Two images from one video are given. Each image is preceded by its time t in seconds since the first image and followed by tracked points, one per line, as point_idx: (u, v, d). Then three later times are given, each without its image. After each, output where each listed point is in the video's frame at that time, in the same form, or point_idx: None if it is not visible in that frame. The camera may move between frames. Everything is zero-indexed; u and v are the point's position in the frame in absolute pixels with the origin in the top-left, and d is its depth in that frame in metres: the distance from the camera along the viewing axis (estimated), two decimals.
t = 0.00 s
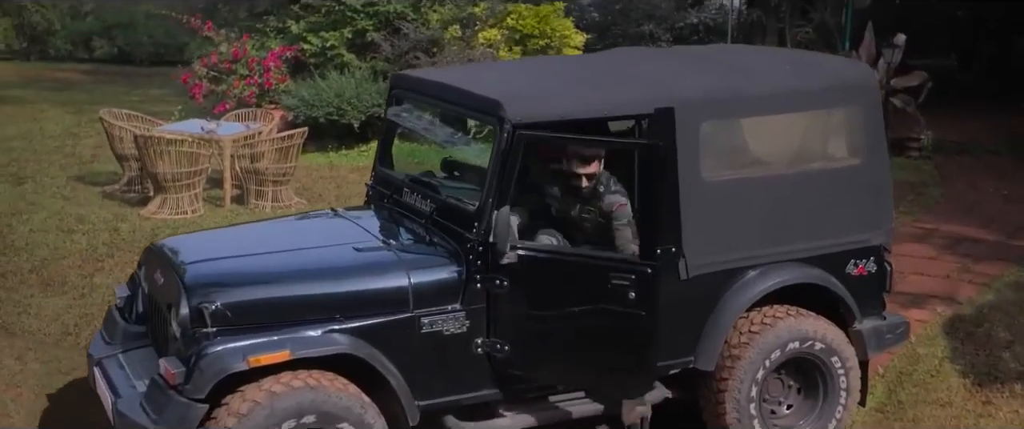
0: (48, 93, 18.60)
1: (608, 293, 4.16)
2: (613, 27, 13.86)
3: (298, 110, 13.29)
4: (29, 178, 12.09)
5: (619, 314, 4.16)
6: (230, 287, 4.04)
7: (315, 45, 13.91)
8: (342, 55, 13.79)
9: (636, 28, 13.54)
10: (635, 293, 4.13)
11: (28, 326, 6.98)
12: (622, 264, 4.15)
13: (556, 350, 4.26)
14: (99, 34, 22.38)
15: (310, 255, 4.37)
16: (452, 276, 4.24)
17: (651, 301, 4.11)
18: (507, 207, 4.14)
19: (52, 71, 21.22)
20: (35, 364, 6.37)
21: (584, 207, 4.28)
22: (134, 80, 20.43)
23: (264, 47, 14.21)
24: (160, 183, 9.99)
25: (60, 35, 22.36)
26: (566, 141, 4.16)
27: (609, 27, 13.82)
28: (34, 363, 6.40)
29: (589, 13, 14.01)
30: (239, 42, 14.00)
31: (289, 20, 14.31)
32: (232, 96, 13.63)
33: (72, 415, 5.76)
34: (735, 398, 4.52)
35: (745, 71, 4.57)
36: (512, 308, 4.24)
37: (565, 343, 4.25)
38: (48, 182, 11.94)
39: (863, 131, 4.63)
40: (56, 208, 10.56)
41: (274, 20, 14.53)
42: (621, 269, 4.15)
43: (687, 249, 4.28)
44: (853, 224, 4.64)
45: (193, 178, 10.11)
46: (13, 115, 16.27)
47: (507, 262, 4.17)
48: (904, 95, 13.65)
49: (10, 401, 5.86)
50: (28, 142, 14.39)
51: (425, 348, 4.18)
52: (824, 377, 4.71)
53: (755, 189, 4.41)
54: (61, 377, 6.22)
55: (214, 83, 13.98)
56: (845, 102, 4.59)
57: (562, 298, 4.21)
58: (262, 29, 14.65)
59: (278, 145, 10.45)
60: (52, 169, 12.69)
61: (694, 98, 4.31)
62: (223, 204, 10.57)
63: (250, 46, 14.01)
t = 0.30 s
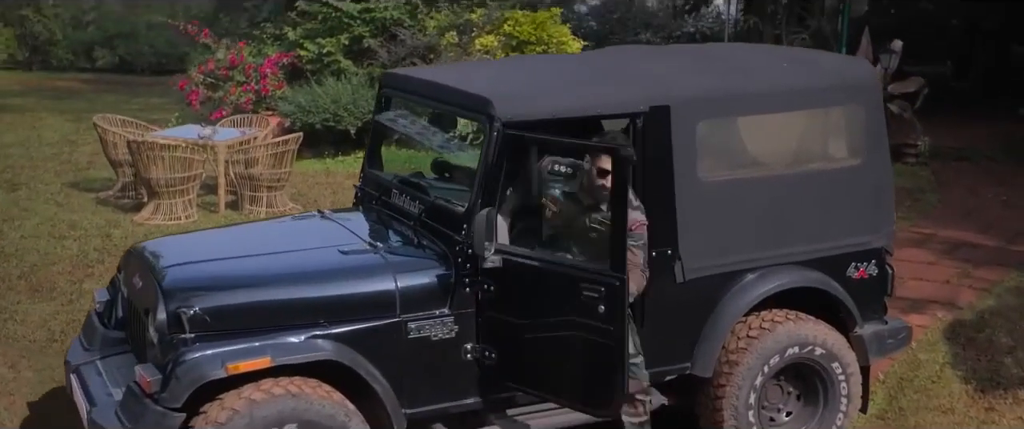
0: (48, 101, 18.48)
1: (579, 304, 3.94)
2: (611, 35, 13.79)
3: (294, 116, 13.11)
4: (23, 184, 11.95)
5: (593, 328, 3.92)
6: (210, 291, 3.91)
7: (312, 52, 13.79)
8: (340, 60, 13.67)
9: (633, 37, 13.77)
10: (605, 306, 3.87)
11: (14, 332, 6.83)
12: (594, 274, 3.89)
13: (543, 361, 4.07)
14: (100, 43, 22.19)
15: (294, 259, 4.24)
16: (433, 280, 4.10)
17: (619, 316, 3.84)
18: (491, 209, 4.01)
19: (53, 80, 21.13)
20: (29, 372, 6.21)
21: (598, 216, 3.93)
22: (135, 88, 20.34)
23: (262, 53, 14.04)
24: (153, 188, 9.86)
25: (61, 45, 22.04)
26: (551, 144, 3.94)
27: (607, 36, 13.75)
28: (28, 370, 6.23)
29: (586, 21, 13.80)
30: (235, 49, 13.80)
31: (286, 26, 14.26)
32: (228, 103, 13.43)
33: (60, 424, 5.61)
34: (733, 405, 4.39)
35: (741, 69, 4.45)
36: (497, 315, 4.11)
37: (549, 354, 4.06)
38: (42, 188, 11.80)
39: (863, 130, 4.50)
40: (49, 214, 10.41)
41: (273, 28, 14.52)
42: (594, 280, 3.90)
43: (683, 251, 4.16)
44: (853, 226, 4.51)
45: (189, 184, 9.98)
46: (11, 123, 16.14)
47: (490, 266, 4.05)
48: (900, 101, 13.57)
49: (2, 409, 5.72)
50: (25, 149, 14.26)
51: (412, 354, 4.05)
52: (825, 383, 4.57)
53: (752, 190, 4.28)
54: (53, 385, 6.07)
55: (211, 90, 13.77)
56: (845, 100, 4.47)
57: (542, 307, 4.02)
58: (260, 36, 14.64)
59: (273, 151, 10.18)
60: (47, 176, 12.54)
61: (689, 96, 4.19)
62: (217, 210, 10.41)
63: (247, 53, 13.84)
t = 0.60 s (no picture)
0: (46, 107, 18.39)
1: (570, 311, 3.88)
2: (606, 41, 13.73)
3: (290, 121, 13.10)
4: (18, 190, 11.88)
5: (583, 334, 3.86)
6: (199, 295, 3.86)
7: (307, 57, 13.67)
8: (335, 66, 13.63)
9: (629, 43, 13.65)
10: (594, 312, 3.81)
11: (5, 337, 6.76)
12: (583, 280, 3.83)
13: (537, 367, 4.02)
14: (99, 50, 22.08)
15: (284, 262, 4.19)
16: (423, 285, 4.05)
17: (607, 321, 3.77)
18: (482, 212, 3.98)
19: (53, 86, 21.04)
20: (23, 378, 6.15)
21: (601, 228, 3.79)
22: (133, 94, 20.27)
23: (258, 59, 13.98)
24: (148, 193, 9.80)
25: (59, 52, 21.81)
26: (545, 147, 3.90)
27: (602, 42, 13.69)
28: (22, 377, 6.17)
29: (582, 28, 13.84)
30: (232, 54, 13.87)
31: (282, 32, 14.17)
32: (224, 108, 13.49)
33: None
34: (729, 410, 4.35)
35: (736, 71, 4.42)
36: (489, 319, 4.07)
37: (540, 360, 4.00)
38: (37, 193, 11.72)
39: (859, 132, 4.47)
40: (44, 219, 10.34)
41: (268, 34, 14.45)
42: (582, 286, 3.83)
43: (677, 255, 4.13)
44: (849, 230, 4.48)
45: (183, 188, 9.94)
46: (7, 129, 16.04)
47: (482, 270, 4.01)
48: (894, 106, 13.57)
49: None
50: (21, 154, 14.17)
51: (403, 359, 4.00)
52: (820, 388, 4.54)
53: (748, 193, 4.25)
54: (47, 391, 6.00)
55: (207, 95, 13.93)
56: (841, 102, 4.43)
57: (533, 312, 3.98)
58: (256, 41, 14.52)
59: (269, 155, 10.16)
60: (42, 181, 12.48)
61: (683, 98, 4.16)
62: (213, 215, 10.35)
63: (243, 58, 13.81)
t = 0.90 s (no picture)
0: (41, 117, 18.25)
1: (560, 319, 3.82)
2: (600, 51, 13.66)
3: (283, 131, 12.99)
4: (10, 199, 11.77)
5: (570, 342, 3.79)
6: (183, 303, 3.80)
7: (301, 66, 13.61)
8: (329, 75, 13.56)
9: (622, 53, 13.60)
10: (583, 319, 3.74)
11: None
12: (570, 287, 3.77)
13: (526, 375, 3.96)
14: (95, 60, 21.27)
15: (270, 270, 4.12)
16: (410, 293, 3.99)
17: (596, 328, 3.70)
18: (469, 218, 3.93)
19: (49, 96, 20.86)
20: (13, 389, 6.07)
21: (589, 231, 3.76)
22: (128, 104, 20.11)
23: (252, 68, 13.90)
24: (140, 202, 9.73)
25: (56, 62, 20.79)
26: (535, 152, 3.86)
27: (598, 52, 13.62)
28: (12, 387, 6.09)
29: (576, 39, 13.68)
30: (226, 64, 13.83)
31: (277, 41, 14.04)
32: (218, 117, 13.30)
33: None
34: (722, 419, 4.28)
35: (727, 76, 4.38)
36: (476, 327, 4.01)
37: (529, 368, 3.94)
38: (28, 203, 11.62)
39: (852, 138, 4.43)
40: (35, 229, 10.24)
41: (262, 43, 14.40)
42: (570, 292, 3.77)
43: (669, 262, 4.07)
44: (842, 236, 4.43)
45: (175, 197, 9.87)
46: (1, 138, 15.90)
47: (470, 277, 3.96)
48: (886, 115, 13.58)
49: None
50: (14, 164, 14.04)
51: (389, 368, 3.93)
52: (814, 397, 4.48)
53: (739, 200, 4.20)
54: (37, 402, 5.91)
55: (202, 105, 13.65)
56: (833, 107, 4.39)
57: (520, 319, 3.92)
58: (251, 51, 14.48)
59: (261, 164, 10.04)
60: (34, 190, 12.37)
61: (673, 103, 4.12)
62: (205, 224, 10.27)
63: (237, 67, 13.79)
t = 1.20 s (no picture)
0: (38, 128, 18.15)
1: (550, 327, 3.77)
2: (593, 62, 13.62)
3: (278, 141, 12.95)
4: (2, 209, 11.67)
5: (560, 350, 3.75)
6: (168, 312, 3.74)
7: (295, 76, 13.54)
8: (323, 85, 13.49)
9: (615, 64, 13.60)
10: (574, 327, 3.69)
11: None
12: (560, 294, 3.72)
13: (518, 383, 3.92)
14: (92, 72, 21.40)
15: (256, 278, 4.07)
16: (398, 301, 3.93)
17: (586, 335, 3.65)
18: (457, 225, 3.89)
19: (46, 108, 20.77)
20: (4, 400, 5.98)
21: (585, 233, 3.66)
22: (124, 115, 20.03)
23: (246, 79, 14.03)
24: (132, 212, 9.68)
25: (54, 73, 21.04)
26: (525, 157, 3.80)
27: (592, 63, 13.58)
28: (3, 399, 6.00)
29: (570, 50, 13.65)
30: (220, 74, 13.88)
31: (270, 52, 13.99)
32: (212, 127, 13.38)
33: None
34: None
35: (717, 82, 4.36)
36: (464, 336, 3.97)
37: (520, 376, 3.89)
38: (21, 213, 11.52)
39: (844, 145, 4.40)
40: (27, 239, 10.14)
41: (256, 53, 14.36)
42: (560, 299, 3.72)
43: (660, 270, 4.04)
44: (835, 244, 4.40)
45: (168, 207, 9.79)
46: None
47: (458, 285, 3.91)
48: (876, 125, 13.61)
49: None
50: (8, 175, 13.95)
51: (376, 378, 3.87)
52: (807, 407, 4.43)
53: (731, 207, 4.16)
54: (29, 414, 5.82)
55: (195, 115, 13.85)
56: (824, 114, 4.37)
57: (509, 326, 3.87)
58: (245, 62, 14.46)
59: (253, 174, 10.01)
60: (28, 201, 12.29)
61: (663, 110, 4.09)
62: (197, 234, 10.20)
63: (232, 77, 13.83)
